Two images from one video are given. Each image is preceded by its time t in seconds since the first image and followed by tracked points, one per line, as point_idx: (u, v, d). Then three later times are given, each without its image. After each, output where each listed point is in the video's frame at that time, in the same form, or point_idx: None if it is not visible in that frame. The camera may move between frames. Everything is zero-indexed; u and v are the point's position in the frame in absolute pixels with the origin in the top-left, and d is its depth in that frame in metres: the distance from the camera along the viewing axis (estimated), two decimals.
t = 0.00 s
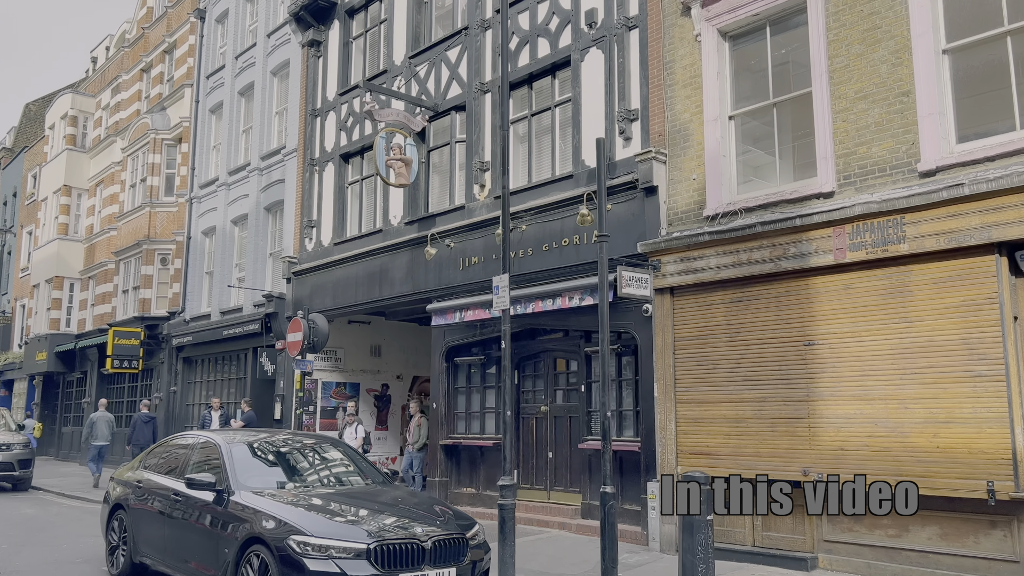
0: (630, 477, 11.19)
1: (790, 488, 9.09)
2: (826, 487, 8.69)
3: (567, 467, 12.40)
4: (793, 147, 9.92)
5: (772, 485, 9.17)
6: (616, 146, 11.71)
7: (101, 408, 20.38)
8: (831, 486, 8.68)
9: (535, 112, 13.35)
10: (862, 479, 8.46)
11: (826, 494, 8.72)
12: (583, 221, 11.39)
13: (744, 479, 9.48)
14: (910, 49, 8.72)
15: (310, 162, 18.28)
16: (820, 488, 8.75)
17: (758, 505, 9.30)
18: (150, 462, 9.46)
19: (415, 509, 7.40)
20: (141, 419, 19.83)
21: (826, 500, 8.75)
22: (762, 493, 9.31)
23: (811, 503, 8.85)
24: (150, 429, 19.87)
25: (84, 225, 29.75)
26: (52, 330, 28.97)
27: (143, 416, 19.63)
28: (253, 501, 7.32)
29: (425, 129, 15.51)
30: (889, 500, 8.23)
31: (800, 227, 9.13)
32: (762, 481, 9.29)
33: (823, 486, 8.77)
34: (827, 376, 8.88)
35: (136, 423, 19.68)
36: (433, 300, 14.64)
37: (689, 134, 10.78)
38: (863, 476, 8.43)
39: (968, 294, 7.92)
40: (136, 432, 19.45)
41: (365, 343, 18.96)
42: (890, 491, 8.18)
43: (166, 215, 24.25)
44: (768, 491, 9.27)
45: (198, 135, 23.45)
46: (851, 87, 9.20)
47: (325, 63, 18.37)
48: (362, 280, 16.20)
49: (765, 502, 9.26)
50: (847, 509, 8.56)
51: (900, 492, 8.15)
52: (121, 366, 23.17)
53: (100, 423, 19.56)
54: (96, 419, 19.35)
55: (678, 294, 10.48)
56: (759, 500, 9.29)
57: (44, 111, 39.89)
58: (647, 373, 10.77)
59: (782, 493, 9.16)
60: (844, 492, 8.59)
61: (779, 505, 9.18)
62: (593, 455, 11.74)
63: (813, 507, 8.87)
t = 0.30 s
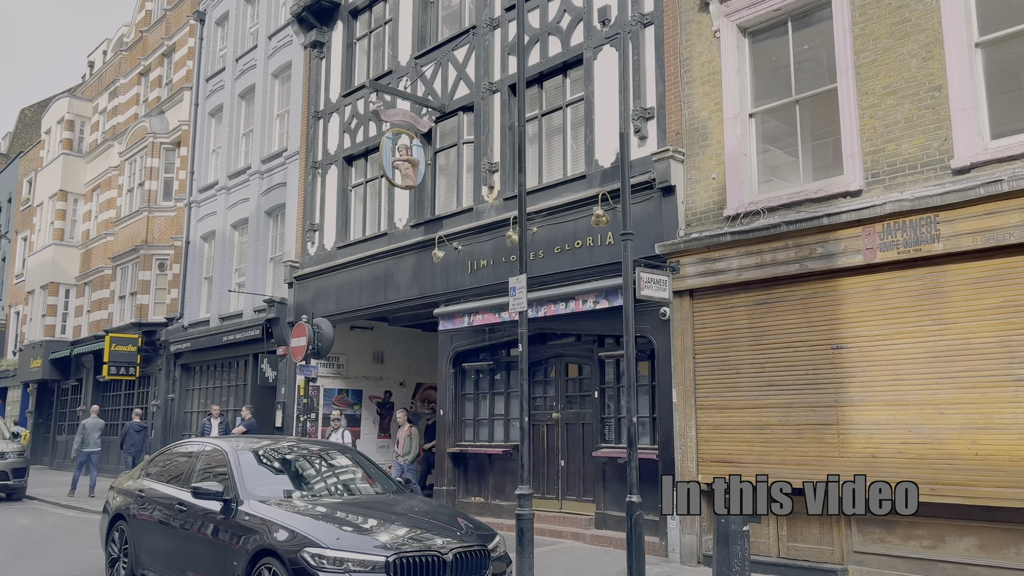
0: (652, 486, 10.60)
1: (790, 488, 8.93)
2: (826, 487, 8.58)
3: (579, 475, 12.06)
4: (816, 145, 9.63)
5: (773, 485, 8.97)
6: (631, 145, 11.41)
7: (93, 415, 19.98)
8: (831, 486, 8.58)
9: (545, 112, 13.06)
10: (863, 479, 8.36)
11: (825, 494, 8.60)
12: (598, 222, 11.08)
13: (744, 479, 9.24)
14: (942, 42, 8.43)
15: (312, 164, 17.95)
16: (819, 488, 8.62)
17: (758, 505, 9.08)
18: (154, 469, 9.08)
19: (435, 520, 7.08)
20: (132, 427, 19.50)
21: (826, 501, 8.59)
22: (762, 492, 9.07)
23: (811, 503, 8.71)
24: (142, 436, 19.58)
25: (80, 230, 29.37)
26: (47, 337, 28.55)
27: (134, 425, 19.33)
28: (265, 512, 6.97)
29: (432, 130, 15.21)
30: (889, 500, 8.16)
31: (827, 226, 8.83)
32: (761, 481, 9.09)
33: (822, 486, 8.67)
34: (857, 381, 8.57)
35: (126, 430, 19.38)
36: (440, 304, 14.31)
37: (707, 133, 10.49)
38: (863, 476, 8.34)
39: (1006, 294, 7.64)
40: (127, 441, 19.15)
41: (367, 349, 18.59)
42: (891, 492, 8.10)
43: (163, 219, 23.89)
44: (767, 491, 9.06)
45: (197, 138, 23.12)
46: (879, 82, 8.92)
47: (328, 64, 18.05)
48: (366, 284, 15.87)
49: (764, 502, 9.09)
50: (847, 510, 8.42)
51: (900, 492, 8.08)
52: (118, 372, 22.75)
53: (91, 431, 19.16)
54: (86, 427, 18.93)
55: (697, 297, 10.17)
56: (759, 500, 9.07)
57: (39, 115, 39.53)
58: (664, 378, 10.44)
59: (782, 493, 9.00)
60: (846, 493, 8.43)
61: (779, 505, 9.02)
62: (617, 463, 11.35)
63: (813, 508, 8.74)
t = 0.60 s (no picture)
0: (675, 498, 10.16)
1: (790, 488, 8.74)
2: (826, 486, 8.43)
3: (594, 486, 11.70)
4: (842, 146, 9.33)
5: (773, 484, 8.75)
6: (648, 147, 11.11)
7: (84, 424, 19.56)
8: (830, 486, 8.44)
9: (557, 113, 12.75)
10: (862, 479, 8.23)
11: (825, 493, 8.43)
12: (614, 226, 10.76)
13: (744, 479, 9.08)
14: (977, 39, 8.14)
15: (315, 168, 17.62)
16: (819, 488, 8.48)
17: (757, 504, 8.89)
18: (158, 482, 8.70)
19: (457, 538, 6.72)
20: (125, 435, 19.12)
21: (826, 500, 8.43)
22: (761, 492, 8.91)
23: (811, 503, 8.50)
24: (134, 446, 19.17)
25: (76, 236, 28.96)
26: (42, 344, 28.10)
27: (126, 433, 18.92)
28: (278, 530, 6.63)
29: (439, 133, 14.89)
30: (889, 500, 8.02)
31: (858, 229, 8.51)
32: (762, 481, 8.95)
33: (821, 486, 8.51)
34: (890, 390, 8.24)
35: (119, 439, 18.99)
36: (448, 311, 13.97)
37: (729, 133, 10.19)
38: (863, 476, 8.20)
39: None
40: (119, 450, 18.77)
41: (370, 356, 18.23)
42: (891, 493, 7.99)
43: (161, 224, 23.52)
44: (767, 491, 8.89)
45: (196, 142, 22.77)
46: (910, 80, 8.62)
47: (331, 66, 17.75)
48: (371, 290, 15.53)
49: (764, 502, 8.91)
50: (847, 510, 8.27)
51: (900, 492, 7.96)
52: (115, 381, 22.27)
53: (78, 439, 18.73)
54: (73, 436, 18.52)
55: (718, 302, 9.84)
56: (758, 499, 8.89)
57: (34, 120, 39.14)
58: (684, 387, 10.13)
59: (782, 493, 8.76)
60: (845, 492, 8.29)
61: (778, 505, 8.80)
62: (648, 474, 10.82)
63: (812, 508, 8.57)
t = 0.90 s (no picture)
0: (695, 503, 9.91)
1: (791, 488, 8.67)
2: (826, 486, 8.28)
3: (608, 491, 11.37)
4: (868, 139, 9.03)
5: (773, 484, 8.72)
6: (664, 142, 10.80)
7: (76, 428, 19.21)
8: (831, 486, 8.29)
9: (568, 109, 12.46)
10: (862, 479, 8.12)
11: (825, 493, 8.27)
12: (631, 223, 10.46)
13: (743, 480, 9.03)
14: (1013, 27, 7.87)
15: (318, 166, 17.29)
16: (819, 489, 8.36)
17: (758, 505, 8.83)
18: (162, 487, 8.35)
19: (479, 545, 6.38)
20: (116, 440, 18.76)
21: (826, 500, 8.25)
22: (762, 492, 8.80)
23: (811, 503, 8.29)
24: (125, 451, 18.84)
25: (73, 237, 28.58)
26: (38, 347, 27.70)
27: (117, 438, 18.55)
28: (293, 537, 6.32)
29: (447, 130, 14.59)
30: (889, 500, 7.91)
31: (889, 224, 8.21)
32: (762, 481, 8.87)
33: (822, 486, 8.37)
34: (924, 391, 7.93)
35: (110, 444, 18.61)
36: (456, 312, 13.64)
37: (749, 127, 9.90)
38: (863, 475, 8.10)
39: None
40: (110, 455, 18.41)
41: (374, 359, 17.89)
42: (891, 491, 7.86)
43: (160, 225, 23.18)
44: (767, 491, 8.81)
45: (196, 141, 22.43)
46: (942, 71, 8.33)
47: (335, 63, 17.44)
48: (376, 291, 15.20)
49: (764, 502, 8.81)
50: (847, 510, 8.10)
51: (900, 492, 7.87)
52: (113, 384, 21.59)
53: (72, 443, 18.40)
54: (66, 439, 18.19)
55: (740, 301, 9.53)
56: (758, 500, 8.80)
57: (30, 121, 38.75)
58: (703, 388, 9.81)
59: (782, 493, 8.74)
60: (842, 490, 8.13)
61: (779, 505, 8.74)
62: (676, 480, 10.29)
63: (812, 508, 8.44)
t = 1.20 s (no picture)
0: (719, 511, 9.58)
1: (790, 488, 8.50)
2: (826, 486, 8.12)
3: (624, 497, 11.00)
4: (899, 133, 8.69)
5: (772, 484, 8.49)
6: (682, 137, 10.46)
7: (71, 431, 18.79)
8: (830, 486, 8.13)
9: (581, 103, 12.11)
10: (862, 479, 7.97)
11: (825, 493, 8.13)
12: (649, 220, 10.12)
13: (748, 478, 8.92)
14: None
15: (320, 164, 16.91)
16: (819, 489, 8.23)
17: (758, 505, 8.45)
18: (163, 495, 7.93)
19: (502, 558, 6.00)
20: (112, 444, 18.34)
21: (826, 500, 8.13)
22: (762, 493, 8.43)
23: (811, 502, 8.18)
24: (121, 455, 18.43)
25: (69, 238, 28.14)
26: (33, 349, 27.24)
27: (112, 441, 18.13)
28: (306, 551, 5.94)
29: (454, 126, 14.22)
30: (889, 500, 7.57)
31: (924, 220, 7.86)
32: (763, 481, 8.67)
33: (821, 486, 8.24)
34: (962, 395, 7.58)
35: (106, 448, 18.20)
36: (463, 312, 13.28)
37: (773, 121, 9.56)
38: (864, 475, 7.92)
39: None
40: (106, 459, 18.00)
41: (377, 362, 17.49)
42: (891, 492, 7.47)
43: (158, 225, 22.78)
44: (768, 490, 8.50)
45: (194, 140, 22.03)
46: (979, 60, 7.99)
47: (337, 59, 17.07)
48: (380, 291, 14.83)
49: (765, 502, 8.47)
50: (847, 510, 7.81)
51: (899, 492, 7.53)
52: (109, 387, 21.24)
53: (67, 447, 18.00)
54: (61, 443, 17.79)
55: (764, 300, 9.19)
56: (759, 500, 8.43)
57: (25, 120, 38.30)
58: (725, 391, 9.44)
59: (782, 493, 8.53)
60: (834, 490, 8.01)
61: (779, 505, 8.51)
62: (705, 488, 9.88)
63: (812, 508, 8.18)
